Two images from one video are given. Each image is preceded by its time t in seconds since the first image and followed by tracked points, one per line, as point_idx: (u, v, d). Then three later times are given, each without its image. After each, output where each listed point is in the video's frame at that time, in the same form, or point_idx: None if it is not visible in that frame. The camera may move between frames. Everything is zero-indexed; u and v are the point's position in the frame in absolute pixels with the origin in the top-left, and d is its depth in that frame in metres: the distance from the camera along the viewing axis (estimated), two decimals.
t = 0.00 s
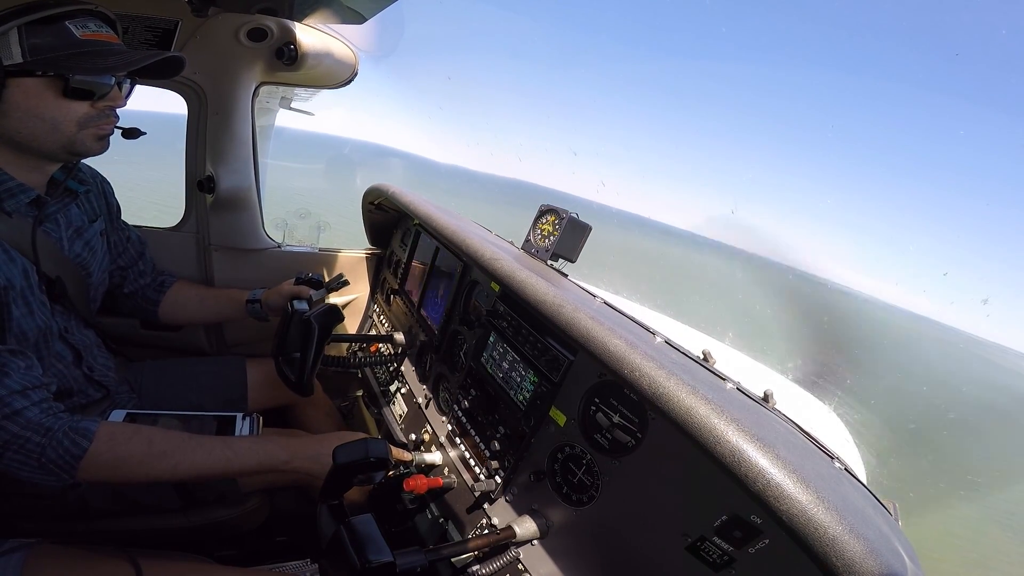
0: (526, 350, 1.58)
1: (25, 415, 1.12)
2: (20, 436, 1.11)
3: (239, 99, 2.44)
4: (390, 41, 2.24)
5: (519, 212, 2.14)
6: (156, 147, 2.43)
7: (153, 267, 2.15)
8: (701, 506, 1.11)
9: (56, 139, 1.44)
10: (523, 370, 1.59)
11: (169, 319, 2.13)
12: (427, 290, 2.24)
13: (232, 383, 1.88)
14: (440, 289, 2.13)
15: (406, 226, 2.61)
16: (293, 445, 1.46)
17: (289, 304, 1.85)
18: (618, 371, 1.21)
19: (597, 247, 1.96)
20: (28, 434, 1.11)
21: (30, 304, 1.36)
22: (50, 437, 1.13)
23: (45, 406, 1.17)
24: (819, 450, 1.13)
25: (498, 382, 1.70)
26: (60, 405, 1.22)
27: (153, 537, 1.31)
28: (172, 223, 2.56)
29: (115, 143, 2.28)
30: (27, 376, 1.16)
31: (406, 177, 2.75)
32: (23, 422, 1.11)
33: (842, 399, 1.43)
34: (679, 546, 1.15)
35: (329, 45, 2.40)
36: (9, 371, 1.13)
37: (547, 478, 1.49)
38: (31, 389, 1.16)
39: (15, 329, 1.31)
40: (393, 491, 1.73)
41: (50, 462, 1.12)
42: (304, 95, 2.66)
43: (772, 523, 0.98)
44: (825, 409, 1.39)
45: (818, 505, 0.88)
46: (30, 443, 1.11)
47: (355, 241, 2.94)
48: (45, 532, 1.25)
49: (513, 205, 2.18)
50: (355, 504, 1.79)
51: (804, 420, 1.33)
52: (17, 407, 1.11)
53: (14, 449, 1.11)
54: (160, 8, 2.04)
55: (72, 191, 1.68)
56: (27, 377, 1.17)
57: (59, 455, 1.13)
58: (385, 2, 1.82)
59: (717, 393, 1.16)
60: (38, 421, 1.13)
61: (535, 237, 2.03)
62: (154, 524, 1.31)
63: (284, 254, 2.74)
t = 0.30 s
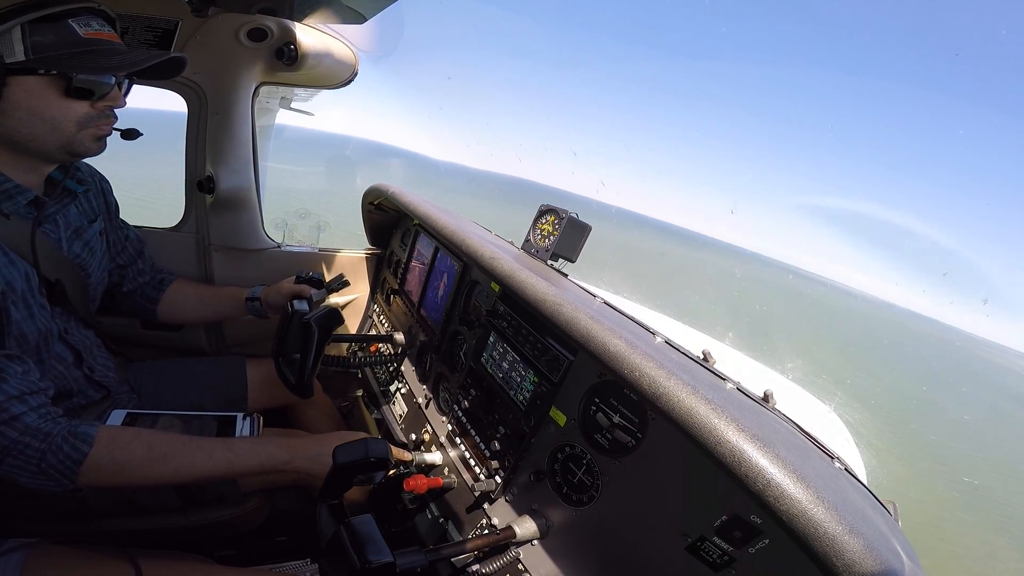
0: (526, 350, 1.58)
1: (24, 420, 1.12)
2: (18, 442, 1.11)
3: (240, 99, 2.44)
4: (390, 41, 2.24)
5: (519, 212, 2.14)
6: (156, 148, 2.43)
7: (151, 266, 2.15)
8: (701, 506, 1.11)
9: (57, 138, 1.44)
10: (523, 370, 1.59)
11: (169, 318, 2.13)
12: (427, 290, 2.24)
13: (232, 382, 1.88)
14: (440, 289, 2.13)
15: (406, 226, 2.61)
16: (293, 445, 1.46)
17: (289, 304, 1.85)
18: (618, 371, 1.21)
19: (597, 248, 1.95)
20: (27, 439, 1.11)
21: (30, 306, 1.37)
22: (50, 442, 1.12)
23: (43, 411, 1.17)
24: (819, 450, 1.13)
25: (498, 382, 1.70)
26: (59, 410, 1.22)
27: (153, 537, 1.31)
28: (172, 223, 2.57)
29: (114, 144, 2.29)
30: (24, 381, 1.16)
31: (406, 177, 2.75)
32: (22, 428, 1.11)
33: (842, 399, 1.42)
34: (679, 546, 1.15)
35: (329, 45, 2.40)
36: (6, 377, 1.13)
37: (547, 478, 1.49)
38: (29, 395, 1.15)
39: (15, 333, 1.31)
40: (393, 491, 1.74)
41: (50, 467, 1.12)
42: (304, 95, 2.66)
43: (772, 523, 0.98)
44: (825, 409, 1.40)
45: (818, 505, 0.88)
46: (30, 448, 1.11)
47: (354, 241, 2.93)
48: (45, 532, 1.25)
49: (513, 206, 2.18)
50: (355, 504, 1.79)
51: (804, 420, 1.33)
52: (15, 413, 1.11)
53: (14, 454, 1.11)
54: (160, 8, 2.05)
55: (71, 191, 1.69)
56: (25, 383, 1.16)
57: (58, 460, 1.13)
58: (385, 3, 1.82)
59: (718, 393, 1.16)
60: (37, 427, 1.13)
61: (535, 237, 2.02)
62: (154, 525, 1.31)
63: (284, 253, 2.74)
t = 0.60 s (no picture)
0: (526, 350, 1.58)
1: (22, 426, 1.12)
2: (18, 448, 1.11)
3: (240, 99, 2.44)
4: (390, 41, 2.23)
5: (518, 212, 2.13)
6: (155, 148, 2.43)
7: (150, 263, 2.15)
8: (701, 506, 1.11)
9: (67, 138, 1.43)
10: (523, 370, 1.59)
11: (168, 315, 2.13)
12: (427, 290, 2.24)
13: (231, 382, 1.88)
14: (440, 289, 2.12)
15: (406, 226, 2.61)
16: (293, 445, 1.46)
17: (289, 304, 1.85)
18: (618, 371, 1.21)
19: (597, 248, 1.95)
20: (26, 445, 1.11)
21: (27, 309, 1.37)
22: (49, 448, 1.12)
23: (41, 416, 1.17)
24: (819, 450, 1.13)
25: (498, 382, 1.70)
26: (57, 415, 1.22)
27: (154, 537, 1.31)
28: (171, 223, 2.57)
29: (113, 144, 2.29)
30: (20, 388, 1.16)
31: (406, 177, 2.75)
32: (20, 434, 1.11)
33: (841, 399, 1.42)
34: (679, 546, 1.15)
35: (329, 45, 2.40)
36: (2, 384, 1.13)
37: (547, 478, 1.49)
38: (26, 401, 1.15)
39: (11, 335, 1.31)
40: (393, 490, 1.73)
41: (51, 473, 1.12)
42: (304, 95, 2.66)
43: (772, 522, 0.98)
44: (825, 409, 1.40)
45: (818, 504, 0.88)
46: (29, 454, 1.11)
47: (355, 241, 2.93)
48: (45, 532, 1.26)
49: (513, 206, 2.18)
50: (355, 504, 1.79)
51: (803, 420, 1.34)
52: (14, 419, 1.11)
53: (13, 461, 1.11)
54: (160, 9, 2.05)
55: (65, 190, 1.69)
56: (21, 389, 1.16)
57: (59, 466, 1.13)
58: (384, 3, 1.82)
59: (718, 393, 1.16)
60: (35, 433, 1.13)
61: (535, 237, 2.02)
62: (155, 526, 1.31)
63: (284, 253, 2.74)
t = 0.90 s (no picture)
0: (526, 350, 1.58)
1: (21, 427, 1.12)
2: (17, 449, 1.11)
3: (239, 99, 2.44)
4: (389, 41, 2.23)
5: (518, 212, 2.13)
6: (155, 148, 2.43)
7: (150, 262, 2.15)
8: (701, 506, 1.11)
9: (60, 137, 1.43)
10: (523, 370, 1.59)
11: (168, 314, 2.13)
12: (427, 290, 2.24)
13: (232, 382, 1.88)
14: (440, 289, 2.13)
15: (406, 226, 2.61)
16: (293, 446, 1.46)
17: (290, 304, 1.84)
18: (619, 371, 1.21)
19: (598, 248, 1.96)
20: (25, 446, 1.11)
21: (25, 309, 1.37)
22: (48, 449, 1.12)
23: (40, 418, 1.17)
24: (819, 450, 1.13)
25: (498, 382, 1.70)
26: (56, 415, 1.22)
27: (154, 536, 1.31)
28: (171, 222, 2.57)
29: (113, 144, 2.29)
30: (18, 389, 1.16)
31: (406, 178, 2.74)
32: (19, 435, 1.11)
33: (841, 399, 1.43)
34: (679, 545, 1.15)
35: (329, 45, 2.40)
36: (0, 385, 1.13)
37: (547, 478, 1.49)
38: (24, 402, 1.15)
39: (9, 335, 1.32)
40: (393, 489, 1.72)
41: (50, 473, 1.12)
42: (304, 95, 2.66)
43: (772, 522, 0.98)
44: (825, 409, 1.40)
45: (818, 504, 0.88)
46: (29, 455, 1.11)
47: (355, 241, 2.93)
48: (45, 533, 1.26)
49: (513, 206, 2.18)
50: (355, 504, 1.79)
51: (803, 420, 1.34)
52: (13, 420, 1.11)
53: (13, 462, 1.11)
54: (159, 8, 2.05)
55: (62, 189, 1.69)
56: (20, 390, 1.16)
57: (58, 467, 1.13)
58: (384, 3, 1.82)
59: (718, 393, 1.16)
60: (34, 433, 1.13)
61: (535, 237, 2.02)
62: (155, 526, 1.31)
63: (284, 253, 2.74)
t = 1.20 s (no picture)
0: (526, 350, 1.58)
1: (20, 427, 1.12)
2: (16, 449, 1.11)
3: (239, 99, 2.44)
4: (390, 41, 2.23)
5: (519, 212, 2.13)
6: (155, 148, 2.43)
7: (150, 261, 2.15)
8: (701, 506, 1.11)
9: (43, 137, 1.42)
10: (523, 370, 1.59)
11: (168, 314, 2.13)
12: (427, 290, 2.24)
13: (232, 382, 1.88)
14: (440, 289, 2.13)
15: (406, 226, 2.61)
16: (293, 446, 1.46)
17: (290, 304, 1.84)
18: (619, 371, 1.21)
19: (598, 248, 1.96)
20: (25, 446, 1.11)
21: (25, 309, 1.37)
22: (48, 449, 1.12)
23: (39, 418, 1.17)
24: (819, 450, 1.13)
25: (498, 382, 1.70)
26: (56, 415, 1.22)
27: (154, 536, 1.31)
28: (172, 222, 2.57)
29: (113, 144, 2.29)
30: (18, 389, 1.15)
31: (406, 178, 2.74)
32: (19, 435, 1.11)
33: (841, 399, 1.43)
34: (679, 546, 1.15)
35: (329, 45, 2.40)
36: None
37: (547, 478, 1.49)
38: (23, 402, 1.15)
39: (9, 335, 1.32)
40: (392, 490, 1.68)
41: (50, 473, 1.12)
42: (304, 95, 2.66)
43: (772, 523, 0.98)
44: (824, 409, 1.40)
45: (818, 504, 0.88)
46: (28, 455, 1.11)
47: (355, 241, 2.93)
48: (45, 532, 1.26)
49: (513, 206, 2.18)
50: (355, 504, 1.79)
51: (803, 420, 1.34)
52: (12, 420, 1.11)
53: (12, 462, 1.11)
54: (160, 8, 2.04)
55: (64, 189, 1.70)
56: (19, 390, 1.16)
57: (58, 467, 1.13)
58: (384, 3, 1.82)
59: (718, 393, 1.16)
60: (34, 433, 1.13)
61: (535, 237, 2.02)
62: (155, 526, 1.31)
63: (284, 253, 2.74)
